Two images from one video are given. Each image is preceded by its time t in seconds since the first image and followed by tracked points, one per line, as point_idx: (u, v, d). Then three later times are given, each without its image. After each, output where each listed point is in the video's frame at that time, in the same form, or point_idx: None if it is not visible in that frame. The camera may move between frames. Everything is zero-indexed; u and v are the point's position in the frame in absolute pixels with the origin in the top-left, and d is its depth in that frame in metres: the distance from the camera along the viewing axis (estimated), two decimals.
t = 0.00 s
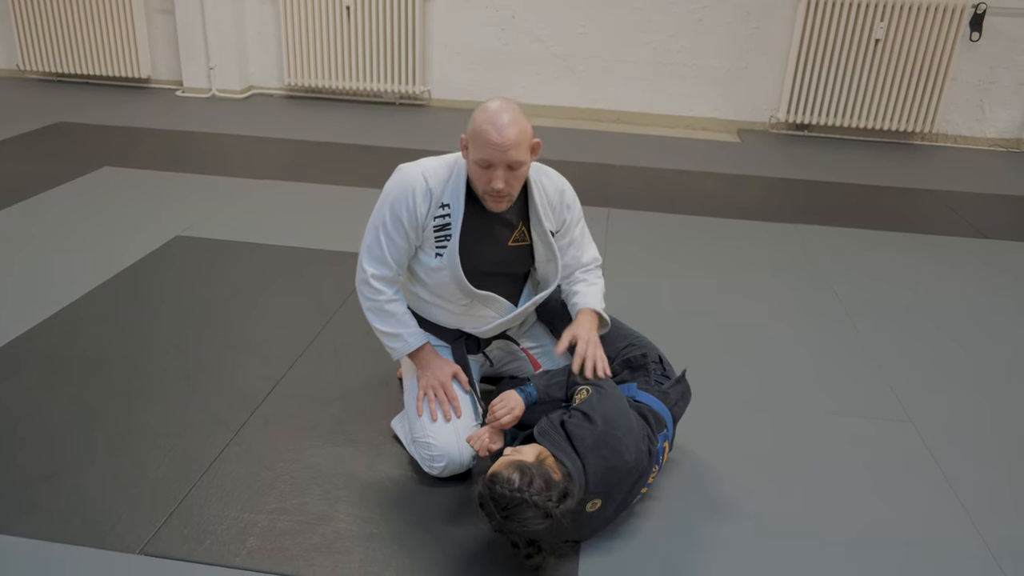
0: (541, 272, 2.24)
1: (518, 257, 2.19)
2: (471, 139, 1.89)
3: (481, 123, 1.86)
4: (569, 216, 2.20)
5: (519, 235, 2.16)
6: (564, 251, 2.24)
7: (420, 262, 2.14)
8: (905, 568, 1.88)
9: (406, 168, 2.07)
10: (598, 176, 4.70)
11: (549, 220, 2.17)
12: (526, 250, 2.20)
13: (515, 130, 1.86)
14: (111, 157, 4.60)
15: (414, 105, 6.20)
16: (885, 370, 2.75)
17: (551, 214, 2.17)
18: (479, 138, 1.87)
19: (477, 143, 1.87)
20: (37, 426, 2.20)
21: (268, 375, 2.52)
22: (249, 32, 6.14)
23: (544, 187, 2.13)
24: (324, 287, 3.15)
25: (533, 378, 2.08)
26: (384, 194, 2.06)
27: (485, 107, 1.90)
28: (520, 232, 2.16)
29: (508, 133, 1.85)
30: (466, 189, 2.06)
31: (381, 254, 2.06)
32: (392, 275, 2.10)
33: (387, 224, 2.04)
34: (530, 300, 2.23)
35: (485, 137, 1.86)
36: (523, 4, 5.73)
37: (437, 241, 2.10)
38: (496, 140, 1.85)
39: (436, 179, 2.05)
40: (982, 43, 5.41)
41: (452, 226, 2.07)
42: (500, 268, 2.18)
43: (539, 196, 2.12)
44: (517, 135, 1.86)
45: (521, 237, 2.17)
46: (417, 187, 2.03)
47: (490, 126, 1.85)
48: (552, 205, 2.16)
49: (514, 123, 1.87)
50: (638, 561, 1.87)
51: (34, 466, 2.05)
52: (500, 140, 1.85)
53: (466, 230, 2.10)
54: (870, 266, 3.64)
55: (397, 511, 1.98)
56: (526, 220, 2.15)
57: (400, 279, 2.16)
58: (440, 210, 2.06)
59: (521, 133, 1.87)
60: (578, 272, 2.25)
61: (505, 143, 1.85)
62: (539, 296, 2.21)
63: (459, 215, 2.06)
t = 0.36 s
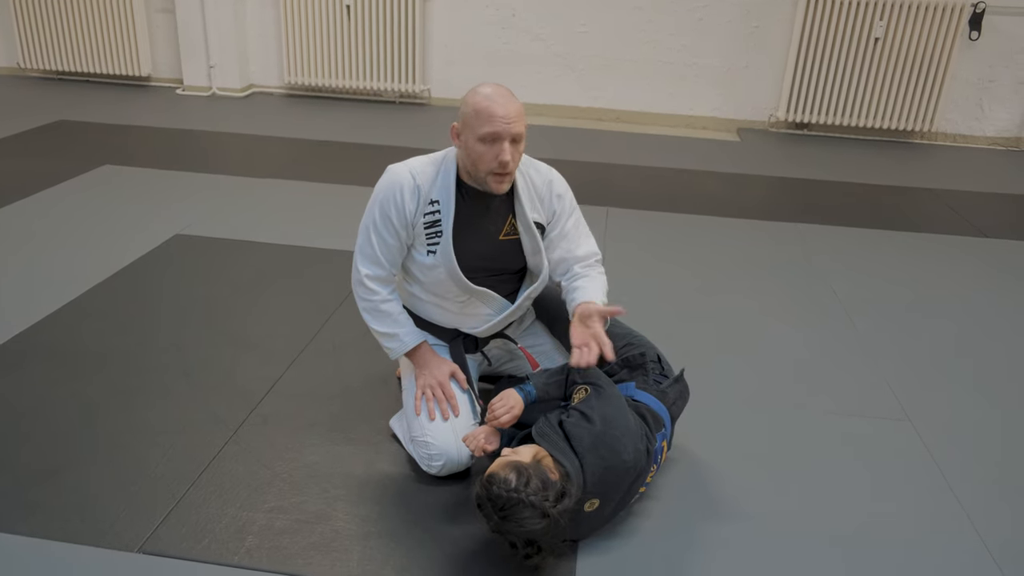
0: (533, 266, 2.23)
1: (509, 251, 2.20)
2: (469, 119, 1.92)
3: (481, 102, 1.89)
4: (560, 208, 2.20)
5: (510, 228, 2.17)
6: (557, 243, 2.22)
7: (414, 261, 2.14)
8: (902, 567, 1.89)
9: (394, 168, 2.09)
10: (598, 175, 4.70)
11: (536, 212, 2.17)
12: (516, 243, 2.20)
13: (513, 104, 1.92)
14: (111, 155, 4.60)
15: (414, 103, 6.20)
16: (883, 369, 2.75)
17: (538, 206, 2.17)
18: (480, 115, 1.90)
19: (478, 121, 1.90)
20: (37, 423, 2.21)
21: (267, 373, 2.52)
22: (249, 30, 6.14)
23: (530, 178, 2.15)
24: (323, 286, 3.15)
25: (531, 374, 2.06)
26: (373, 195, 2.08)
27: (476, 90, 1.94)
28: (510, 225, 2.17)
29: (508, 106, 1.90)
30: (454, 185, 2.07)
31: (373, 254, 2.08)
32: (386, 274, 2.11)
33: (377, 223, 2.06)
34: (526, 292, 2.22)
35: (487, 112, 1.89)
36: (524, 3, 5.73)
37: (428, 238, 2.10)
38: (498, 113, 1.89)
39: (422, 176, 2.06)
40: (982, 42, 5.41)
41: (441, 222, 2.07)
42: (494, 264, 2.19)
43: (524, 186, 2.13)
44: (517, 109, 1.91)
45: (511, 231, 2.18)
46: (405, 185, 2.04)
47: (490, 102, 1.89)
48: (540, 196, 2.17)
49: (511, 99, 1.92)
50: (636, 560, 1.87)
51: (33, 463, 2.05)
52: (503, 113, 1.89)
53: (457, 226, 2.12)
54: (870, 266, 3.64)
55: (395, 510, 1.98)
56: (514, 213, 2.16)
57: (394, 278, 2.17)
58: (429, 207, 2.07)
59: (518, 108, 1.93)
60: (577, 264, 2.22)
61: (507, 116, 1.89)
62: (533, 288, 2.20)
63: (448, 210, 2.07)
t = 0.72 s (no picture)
0: (537, 266, 2.24)
1: (512, 251, 2.20)
2: (460, 117, 1.95)
3: (472, 100, 1.92)
4: (564, 209, 2.20)
5: (513, 228, 2.17)
6: (561, 245, 2.23)
7: (415, 260, 2.15)
8: (902, 564, 1.89)
9: (397, 167, 2.09)
10: (598, 174, 4.69)
11: (541, 212, 2.17)
12: (520, 243, 2.20)
13: (504, 107, 1.92)
14: (110, 155, 4.60)
15: (413, 102, 6.20)
16: (883, 367, 2.75)
17: (543, 207, 2.18)
18: (468, 113, 1.92)
19: (466, 119, 1.93)
20: (37, 422, 2.21)
21: (267, 372, 2.53)
22: (249, 30, 6.14)
23: (534, 178, 2.15)
24: (323, 285, 3.15)
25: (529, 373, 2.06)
26: (376, 193, 2.09)
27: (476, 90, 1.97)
28: (513, 225, 2.16)
29: (497, 108, 1.91)
30: (457, 185, 2.08)
31: (375, 253, 2.08)
32: (387, 273, 2.11)
33: (379, 222, 2.06)
34: (526, 294, 2.23)
35: (473, 111, 1.91)
36: (523, 1, 5.73)
37: (430, 237, 2.10)
38: (484, 113, 1.90)
39: (426, 175, 2.07)
40: (981, 40, 5.41)
41: (444, 221, 2.08)
42: (497, 264, 2.19)
43: (528, 187, 2.13)
44: (506, 112, 1.92)
45: (515, 231, 2.17)
46: (408, 184, 2.05)
47: (480, 101, 1.91)
48: (545, 197, 2.17)
49: (504, 101, 1.93)
50: (635, 557, 1.88)
51: (34, 463, 2.05)
52: (489, 114, 1.90)
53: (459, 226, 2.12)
54: (870, 263, 3.64)
55: (395, 508, 1.98)
56: (518, 213, 2.16)
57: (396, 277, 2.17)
58: (432, 207, 2.07)
59: (510, 111, 1.92)
60: (578, 267, 2.23)
61: (493, 117, 1.90)
62: (536, 289, 2.21)
63: (451, 210, 2.07)
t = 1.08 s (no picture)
0: (538, 267, 2.25)
1: (516, 251, 2.20)
2: (468, 121, 1.95)
3: (480, 104, 1.92)
4: (566, 212, 2.20)
5: (516, 229, 2.17)
6: (560, 247, 2.24)
7: (418, 258, 2.14)
8: (903, 561, 1.89)
9: (403, 165, 2.09)
10: (597, 173, 4.70)
11: (544, 214, 2.18)
12: (522, 244, 2.21)
13: (512, 112, 1.92)
14: (110, 155, 4.60)
15: (412, 101, 6.20)
16: (882, 365, 2.75)
17: (546, 209, 2.18)
18: (476, 118, 1.92)
19: (474, 124, 1.93)
20: (38, 422, 2.21)
21: (267, 371, 2.53)
22: (248, 30, 6.14)
23: (539, 180, 2.16)
24: (322, 284, 3.15)
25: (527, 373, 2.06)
26: (381, 191, 2.08)
27: (484, 94, 1.97)
28: (517, 226, 2.17)
29: (504, 113, 1.91)
30: (462, 185, 2.08)
31: (379, 250, 2.08)
32: (390, 271, 2.11)
33: (384, 220, 2.06)
34: (528, 295, 2.23)
35: (481, 116, 1.91)
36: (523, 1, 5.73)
37: (434, 236, 2.10)
38: (492, 119, 1.90)
39: (432, 174, 2.07)
40: (981, 38, 5.41)
41: (448, 221, 2.08)
42: (500, 264, 2.19)
43: (533, 188, 2.14)
44: (514, 117, 1.91)
45: (518, 231, 2.18)
46: (413, 183, 2.05)
47: (488, 106, 1.91)
48: (548, 199, 2.18)
49: (512, 105, 1.92)
50: (635, 555, 1.88)
51: (35, 463, 2.05)
52: (496, 119, 1.90)
53: (463, 226, 2.11)
54: (870, 261, 3.64)
55: (395, 507, 1.98)
56: (522, 214, 2.16)
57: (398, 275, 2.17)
58: (437, 206, 2.07)
59: (517, 115, 1.92)
60: (573, 273, 2.24)
61: (501, 122, 1.90)
62: (536, 290, 2.23)
63: (455, 210, 2.07)
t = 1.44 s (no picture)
0: (537, 267, 2.25)
1: (515, 251, 2.20)
2: (468, 121, 1.95)
3: (479, 104, 1.92)
4: (565, 212, 2.21)
5: (515, 229, 2.17)
6: (559, 247, 2.24)
7: (417, 258, 2.15)
8: (901, 560, 1.89)
9: (402, 165, 2.09)
10: (597, 172, 4.70)
11: (543, 214, 2.18)
12: (521, 244, 2.21)
13: (511, 113, 1.92)
14: (109, 154, 4.60)
15: (412, 101, 6.20)
16: (882, 364, 2.75)
17: (545, 210, 2.18)
18: (475, 118, 1.92)
19: (473, 124, 1.93)
20: (37, 422, 2.21)
21: (266, 371, 2.53)
22: (248, 29, 6.14)
23: (538, 180, 2.15)
24: (322, 284, 3.15)
25: (534, 370, 2.07)
26: (380, 191, 2.09)
27: (484, 94, 1.97)
28: (515, 226, 2.17)
29: (504, 113, 1.91)
30: (461, 185, 2.08)
31: (378, 250, 2.09)
32: (389, 271, 2.11)
33: (383, 220, 2.07)
34: (526, 295, 2.22)
35: (481, 116, 1.91)
36: None
37: (433, 236, 2.10)
38: (491, 119, 1.90)
39: (431, 175, 2.07)
40: (980, 37, 5.41)
41: (447, 221, 2.08)
42: (499, 263, 2.19)
43: (532, 189, 2.14)
44: (513, 118, 1.91)
45: (517, 231, 2.17)
46: (412, 183, 2.05)
47: (487, 107, 1.91)
48: (547, 200, 2.18)
49: (512, 106, 1.92)
50: (636, 555, 1.88)
51: (35, 463, 2.05)
52: (496, 119, 1.90)
53: (462, 226, 2.11)
54: (869, 260, 3.64)
55: (394, 508, 1.98)
56: (520, 214, 2.16)
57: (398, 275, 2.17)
58: (436, 206, 2.07)
59: (516, 116, 1.92)
60: (573, 273, 2.24)
61: (501, 123, 1.90)
62: (535, 291, 2.22)
63: (454, 210, 2.07)
